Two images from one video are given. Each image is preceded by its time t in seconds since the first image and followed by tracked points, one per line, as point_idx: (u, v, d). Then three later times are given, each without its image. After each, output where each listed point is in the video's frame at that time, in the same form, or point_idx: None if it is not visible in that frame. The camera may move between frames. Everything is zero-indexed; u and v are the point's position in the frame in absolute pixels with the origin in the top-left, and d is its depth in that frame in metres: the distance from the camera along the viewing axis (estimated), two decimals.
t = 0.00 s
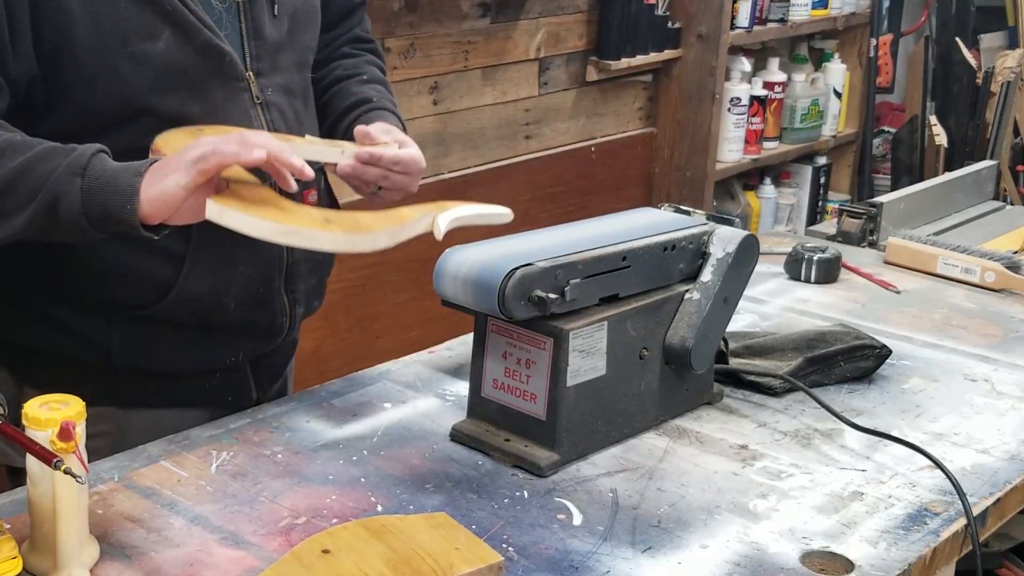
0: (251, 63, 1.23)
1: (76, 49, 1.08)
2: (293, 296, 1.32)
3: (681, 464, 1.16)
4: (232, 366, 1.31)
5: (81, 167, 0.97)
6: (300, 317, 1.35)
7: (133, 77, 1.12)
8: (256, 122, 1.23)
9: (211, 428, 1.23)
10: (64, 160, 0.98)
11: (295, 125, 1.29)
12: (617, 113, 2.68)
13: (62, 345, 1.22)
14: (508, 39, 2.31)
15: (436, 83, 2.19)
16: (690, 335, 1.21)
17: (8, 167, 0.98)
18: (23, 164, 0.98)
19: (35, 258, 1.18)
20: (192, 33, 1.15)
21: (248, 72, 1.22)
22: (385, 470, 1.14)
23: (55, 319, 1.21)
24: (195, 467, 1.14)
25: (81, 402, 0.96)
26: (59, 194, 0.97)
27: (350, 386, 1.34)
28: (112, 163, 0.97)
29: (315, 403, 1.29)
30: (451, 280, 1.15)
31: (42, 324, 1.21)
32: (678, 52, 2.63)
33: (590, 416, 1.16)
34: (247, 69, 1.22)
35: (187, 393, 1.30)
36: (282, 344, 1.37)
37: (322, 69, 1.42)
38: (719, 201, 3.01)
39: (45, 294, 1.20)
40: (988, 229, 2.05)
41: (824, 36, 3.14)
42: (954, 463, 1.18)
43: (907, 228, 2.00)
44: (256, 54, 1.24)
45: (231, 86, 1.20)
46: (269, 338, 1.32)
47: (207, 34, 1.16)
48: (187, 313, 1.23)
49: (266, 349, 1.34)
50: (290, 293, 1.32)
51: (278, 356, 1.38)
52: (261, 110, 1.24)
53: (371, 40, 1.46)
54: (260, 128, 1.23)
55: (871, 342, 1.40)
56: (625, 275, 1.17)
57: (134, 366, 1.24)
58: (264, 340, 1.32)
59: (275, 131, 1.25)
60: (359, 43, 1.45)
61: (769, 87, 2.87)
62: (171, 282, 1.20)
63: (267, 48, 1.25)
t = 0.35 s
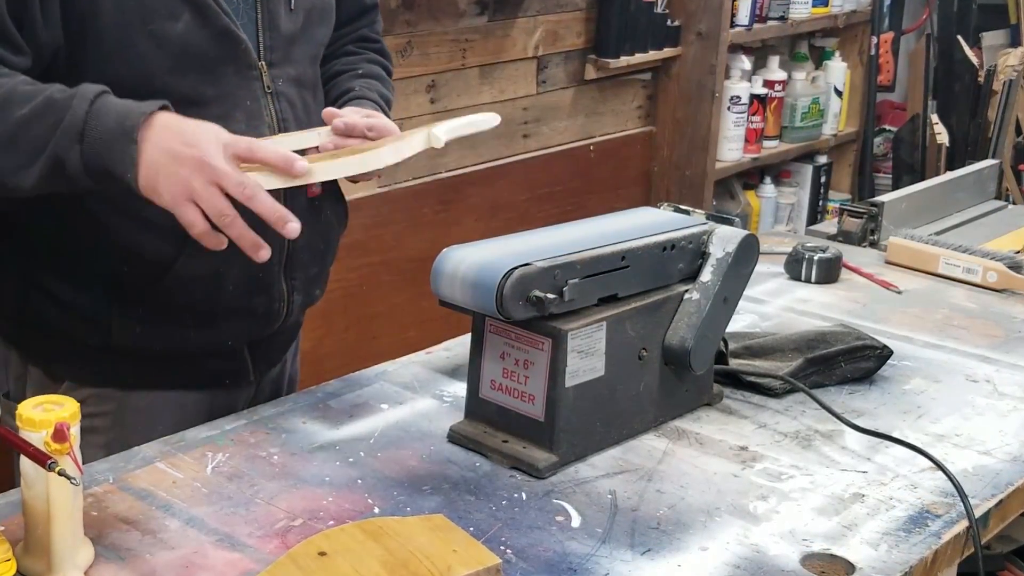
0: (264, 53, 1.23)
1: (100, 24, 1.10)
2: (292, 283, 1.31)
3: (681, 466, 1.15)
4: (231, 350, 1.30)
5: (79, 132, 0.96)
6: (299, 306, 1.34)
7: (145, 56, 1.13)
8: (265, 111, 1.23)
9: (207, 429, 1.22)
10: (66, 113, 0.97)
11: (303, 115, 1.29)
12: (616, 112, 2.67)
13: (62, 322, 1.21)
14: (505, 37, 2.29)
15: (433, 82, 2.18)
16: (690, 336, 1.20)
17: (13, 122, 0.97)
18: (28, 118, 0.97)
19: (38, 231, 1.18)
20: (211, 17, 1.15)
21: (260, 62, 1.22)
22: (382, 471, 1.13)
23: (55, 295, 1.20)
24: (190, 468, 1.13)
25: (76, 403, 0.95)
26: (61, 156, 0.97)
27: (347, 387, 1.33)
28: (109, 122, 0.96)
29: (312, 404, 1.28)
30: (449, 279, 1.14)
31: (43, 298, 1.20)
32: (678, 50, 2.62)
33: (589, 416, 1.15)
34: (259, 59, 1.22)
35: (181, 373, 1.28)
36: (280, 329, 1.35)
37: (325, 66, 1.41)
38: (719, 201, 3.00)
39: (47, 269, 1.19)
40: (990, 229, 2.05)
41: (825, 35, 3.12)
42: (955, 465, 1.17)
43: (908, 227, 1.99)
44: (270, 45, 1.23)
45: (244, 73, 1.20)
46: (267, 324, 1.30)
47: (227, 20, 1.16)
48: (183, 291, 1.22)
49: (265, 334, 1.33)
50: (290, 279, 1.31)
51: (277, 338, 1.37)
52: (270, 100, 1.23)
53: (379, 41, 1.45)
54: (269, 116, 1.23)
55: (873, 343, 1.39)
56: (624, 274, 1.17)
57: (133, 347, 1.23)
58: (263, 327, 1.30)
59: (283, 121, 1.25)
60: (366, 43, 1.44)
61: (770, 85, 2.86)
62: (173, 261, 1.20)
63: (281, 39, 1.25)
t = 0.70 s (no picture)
0: (264, 51, 1.22)
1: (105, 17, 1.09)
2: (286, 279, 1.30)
3: (680, 468, 1.14)
4: (225, 347, 1.29)
5: (180, 135, 0.95)
6: (293, 302, 1.33)
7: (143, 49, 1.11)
8: (263, 107, 1.22)
9: (202, 429, 1.21)
10: (164, 119, 0.96)
11: (302, 113, 1.29)
12: (615, 111, 2.66)
13: (61, 317, 1.20)
14: (503, 35, 2.29)
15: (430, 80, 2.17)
16: (689, 336, 1.19)
17: (109, 123, 0.95)
18: (123, 120, 0.95)
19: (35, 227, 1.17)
20: (216, 11, 1.14)
21: (259, 58, 1.22)
22: (379, 472, 1.12)
23: (47, 288, 1.19)
24: (185, 470, 1.12)
25: (70, 404, 0.94)
26: (156, 160, 0.96)
27: (344, 388, 1.32)
28: (213, 130, 0.96)
29: (308, 405, 1.27)
30: (446, 279, 1.13)
31: (36, 291, 1.20)
32: (678, 48, 2.61)
33: (587, 417, 1.15)
34: (259, 56, 1.22)
35: (176, 373, 1.27)
36: (276, 326, 1.33)
37: (323, 69, 1.39)
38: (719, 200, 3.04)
39: (41, 262, 1.18)
40: (992, 228, 2.04)
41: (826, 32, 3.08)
42: (957, 467, 1.16)
43: (909, 227, 1.98)
44: (269, 42, 1.23)
45: (243, 69, 1.19)
46: (263, 322, 1.29)
47: (228, 15, 1.15)
48: (177, 289, 1.21)
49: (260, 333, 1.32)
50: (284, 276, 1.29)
51: (274, 334, 1.35)
52: (268, 97, 1.23)
53: (380, 50, 1.44)
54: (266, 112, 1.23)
55: (874, 344, 1.38)
56: (623, 274, 1.16)
57: (125, 342, 1.22)
58: (257, 324, 1.29)
59: (280, 118, 1.25)
60: (368, 52, 1.42)
61: (770, 84, 2.85)
62: (166, 259, 1.18)
63: (280, 36, 1.24)
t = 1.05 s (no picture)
0: (264, 52, 1.21)
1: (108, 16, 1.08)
2: (287, 284, 1.29)
3: (680, 470, 1.13)
4: (223, 352, 1.28)
5: (225, 162, 0.99)
6: (294, 306, 1.31)
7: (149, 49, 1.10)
8: (265, 111, 1.20)
9: (197, 430, 1.20)
10: (209, 144, 0.99)
11: (301, 117, 1.27)
12: (613, 109, 2.65)
13: (60, 322, 1.19)
14: (501, 33, 2.28)
15: (428, 78, 2.16)
16: (689, 337, 1.18)
17: (151, 141, 0.98)
18: (167, 140, 0.98)
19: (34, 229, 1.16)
20: (222, 11, 1.13)
21: (260, 60, 1.20)
22: (376, 474, 1.11)
23: (45, 292, 1.18)
24: (180, 472, 1.11)
25: (64, 405, 0.93)
26: (198, 183, 0.99)
27: (340, 389, 1.31)
28: (256, 162, 1.00)
29: (304, 406, 1.27)
30: (443, 279, 1.12)
31: (30, 294, 1.18)
32: (676, 47, 2.60)
33: (586, 418, 1.14)
34: (259, 57, 1.20)
35: (174, 378, 1.26)
36: (274, 330, 1.33)
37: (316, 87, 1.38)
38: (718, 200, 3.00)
39: (40, 263, 1.17)
40: (994, 228, 2.03)
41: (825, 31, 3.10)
42: (958, 468, 1.15)
43: (910, 226, 1.97)
44: (269, 43, 1.21)
45: (245, 71, 1.17)
46: (261, 326, 1.28)
47: (234, 16, 1.14)
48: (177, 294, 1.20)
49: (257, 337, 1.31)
50: (284, 281, 1.28)
51: (270, 340, 1.34)
52: (270, 99, 1.21)
53: (374, 67, 1.42)
54: (268, 117, 1.21)
55: (875, 344, 1.37)
56: (622, 274, 1.15)
57: (124, 347, 1.21)
58: (256, 327, 1.28)
59: (281, 122, 1.23)
60: (362, 70, 1.41)
61: (770, 82, 2.85)
62: (167, 263, 1.18)
63: (280, 38, 1.23)
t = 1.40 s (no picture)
0: (259, 55, 1.20)
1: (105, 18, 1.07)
2: (285, 291, 1.28)
3: (679, 471, 1.12)
4: (220, 362, 1.27)
5: (252, 178, 0.99)
6: (290, 308, 1.30)
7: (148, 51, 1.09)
8: (262, 114, 1.19)
9: (192, 432, 1.20)
10: (235, 160, 0.99)
11: (295, 119, 1.26)
12: (612, 108, 2.64)
13: (55, 336, 1.16)
14: (499, 30, 2.27)
15: (425, 76, 2.16)
16: (688, 337, 1.17)
17: (175, 156, 0.97)
18: (192, 155, 0.97)
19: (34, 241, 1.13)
20: (222, 13, 1.12)
21: (255, 63, 1.19)
22: (372, 476, 1.11)
23: (43, 308, 1.15)
24: (176, 473, 1.10)
25: (59, 407, 0.91)
26: (226, 200, 0.98)
27: (336, 390, 1.30)
28: (283, 179, 1.00)
29: (300, 407, 1.26)
30: (440, 279, 1.11)
31: (25, 307, 1.16)
32: (675, 44, 2.59)
33: (584, 420, 1.13)
34: (255, 60, 1.19)
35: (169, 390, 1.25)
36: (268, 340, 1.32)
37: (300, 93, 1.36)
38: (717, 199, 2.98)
39: (39, 277, 1.15)
40: (995, 228, 2.02)
41: (827, 29, 3.09)
42: (960, 470, 1.14)
43: (912, 226, 1.96)
44: (263, 46, 1.21)
45: (242, 74, 1.16)
46: (259, 335, 1.27)
47: (233, 18, 1.13)
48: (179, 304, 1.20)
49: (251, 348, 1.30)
50: (282, 288, 1.27)
51: (263, 351, 1.33)
52: (266, 102, 1.20)
53: (355, 74, 1.42)
54: (265, 120, 1.20)
55: (876, 344, 1.36)
56: (621, 274, 1.14)
57: (121, 358, 1.19)
58: (254, 337, 1.27)
59: (277, 125, 1.22)
60: (345, 77, 1.40)
61: (771, 80, 2.83)
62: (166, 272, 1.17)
63: (274, 41, 1.22)
